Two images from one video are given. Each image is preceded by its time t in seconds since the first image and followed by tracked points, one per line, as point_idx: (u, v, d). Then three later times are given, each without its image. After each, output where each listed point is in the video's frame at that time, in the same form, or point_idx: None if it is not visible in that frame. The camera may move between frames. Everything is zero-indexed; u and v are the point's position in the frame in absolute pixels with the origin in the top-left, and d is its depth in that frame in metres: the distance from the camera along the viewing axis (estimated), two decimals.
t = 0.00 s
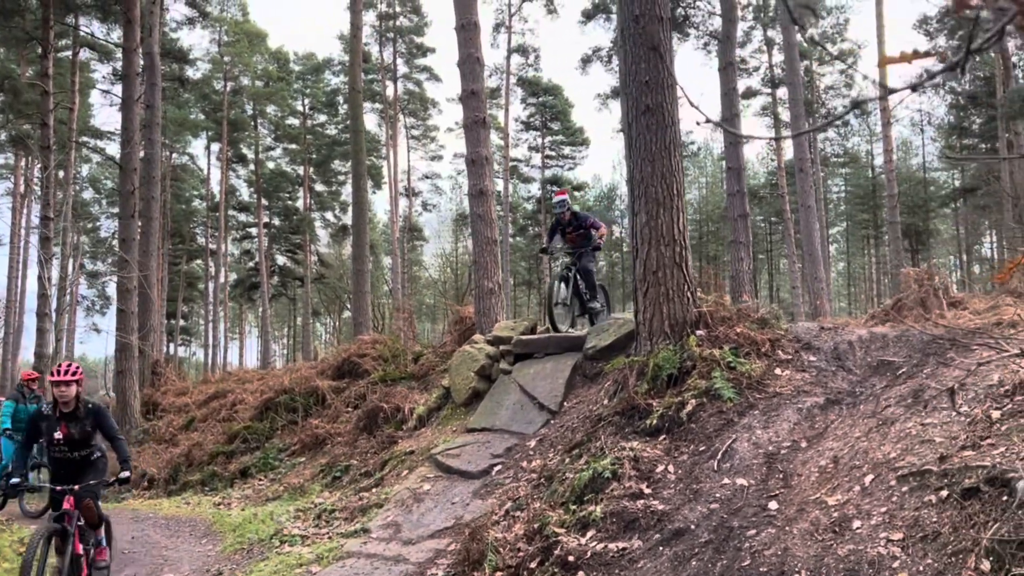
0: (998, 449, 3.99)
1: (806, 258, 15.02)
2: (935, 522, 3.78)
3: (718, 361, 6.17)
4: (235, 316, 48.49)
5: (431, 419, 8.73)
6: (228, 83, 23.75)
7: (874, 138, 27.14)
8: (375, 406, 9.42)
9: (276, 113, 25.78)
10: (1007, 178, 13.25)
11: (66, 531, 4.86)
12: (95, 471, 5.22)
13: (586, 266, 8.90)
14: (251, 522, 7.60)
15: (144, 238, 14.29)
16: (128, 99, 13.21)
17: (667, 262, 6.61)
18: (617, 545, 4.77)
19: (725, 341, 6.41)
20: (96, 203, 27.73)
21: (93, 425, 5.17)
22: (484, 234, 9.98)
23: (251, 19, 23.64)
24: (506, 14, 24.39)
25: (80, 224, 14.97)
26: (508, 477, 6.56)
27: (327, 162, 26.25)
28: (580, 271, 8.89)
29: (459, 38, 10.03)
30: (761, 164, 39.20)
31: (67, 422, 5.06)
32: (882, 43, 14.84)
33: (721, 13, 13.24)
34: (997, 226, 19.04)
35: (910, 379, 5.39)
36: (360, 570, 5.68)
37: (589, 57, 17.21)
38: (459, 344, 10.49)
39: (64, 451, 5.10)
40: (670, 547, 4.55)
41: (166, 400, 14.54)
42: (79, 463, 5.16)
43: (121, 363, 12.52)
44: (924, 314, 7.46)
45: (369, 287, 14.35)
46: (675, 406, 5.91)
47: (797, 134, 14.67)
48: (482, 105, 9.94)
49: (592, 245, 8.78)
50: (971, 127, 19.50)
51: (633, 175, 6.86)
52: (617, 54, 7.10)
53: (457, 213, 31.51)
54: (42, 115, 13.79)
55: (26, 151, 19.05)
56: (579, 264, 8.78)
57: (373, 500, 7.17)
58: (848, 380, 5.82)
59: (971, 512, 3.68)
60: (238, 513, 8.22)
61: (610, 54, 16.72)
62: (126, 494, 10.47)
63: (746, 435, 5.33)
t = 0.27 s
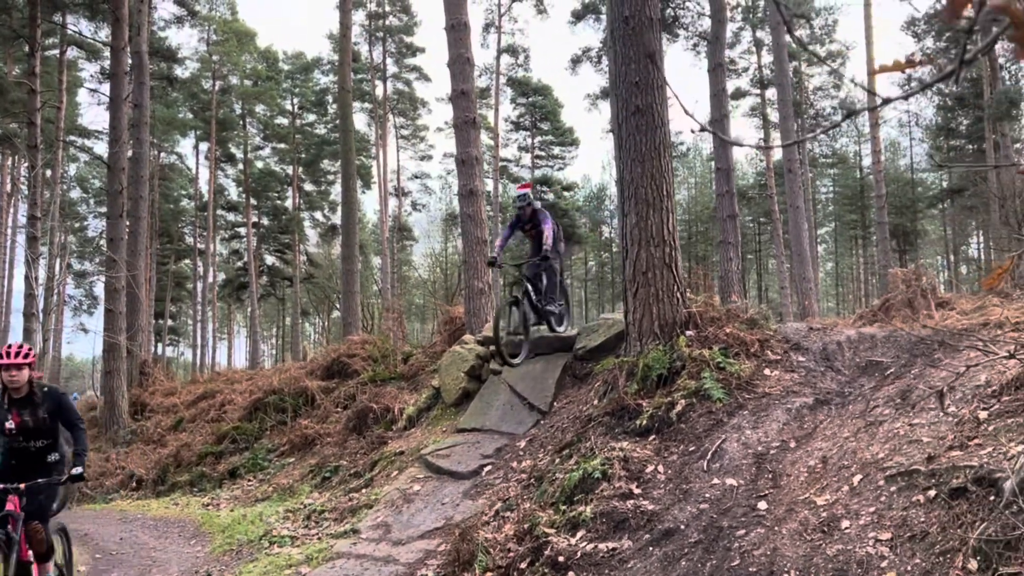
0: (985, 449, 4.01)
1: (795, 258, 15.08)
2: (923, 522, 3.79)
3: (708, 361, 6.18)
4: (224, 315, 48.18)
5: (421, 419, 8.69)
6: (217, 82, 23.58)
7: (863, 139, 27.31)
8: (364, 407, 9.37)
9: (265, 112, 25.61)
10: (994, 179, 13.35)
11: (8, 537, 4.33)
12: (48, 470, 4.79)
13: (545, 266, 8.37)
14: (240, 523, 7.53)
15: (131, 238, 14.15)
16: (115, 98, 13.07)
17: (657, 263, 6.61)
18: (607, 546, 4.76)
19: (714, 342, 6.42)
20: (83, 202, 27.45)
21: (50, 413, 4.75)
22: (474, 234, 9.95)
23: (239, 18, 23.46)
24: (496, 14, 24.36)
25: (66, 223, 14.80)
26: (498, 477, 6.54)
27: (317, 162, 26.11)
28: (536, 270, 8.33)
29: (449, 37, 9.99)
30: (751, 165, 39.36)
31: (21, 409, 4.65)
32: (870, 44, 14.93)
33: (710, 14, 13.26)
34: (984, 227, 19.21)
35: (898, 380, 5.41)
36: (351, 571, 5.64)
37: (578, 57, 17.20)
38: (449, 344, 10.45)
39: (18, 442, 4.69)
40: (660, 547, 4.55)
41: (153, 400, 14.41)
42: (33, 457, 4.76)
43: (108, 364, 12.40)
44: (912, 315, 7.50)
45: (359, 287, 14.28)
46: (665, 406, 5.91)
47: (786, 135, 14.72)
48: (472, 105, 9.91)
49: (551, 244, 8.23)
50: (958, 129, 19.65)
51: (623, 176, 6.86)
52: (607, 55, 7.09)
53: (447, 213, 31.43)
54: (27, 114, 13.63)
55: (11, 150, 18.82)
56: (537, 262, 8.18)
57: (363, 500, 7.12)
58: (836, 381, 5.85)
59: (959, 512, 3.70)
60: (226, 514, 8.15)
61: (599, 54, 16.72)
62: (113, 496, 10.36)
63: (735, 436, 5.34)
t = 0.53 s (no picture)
0: (982, 448, 4.02)
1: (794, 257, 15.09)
2: (919, 520, 3.80)
3: (706, 359, 6.19)
4: (223, 312, 48.21)
5: (420, 416, 8.71)
6: (217, 79, 23.57)
7: (863, 137, 27.29)
8: (363, 404, 9.39)
9: (265, 109, 25.61)
10: (993, 179, 13.36)
11: None
12: None
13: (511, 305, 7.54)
14: (239, 519, 7.56)
15: (132, 235, 14.16)
16: (116, 95, 13.08)
17: (656, 261, 6.61)
18: (605, 543, 4.78)
19: (713, 340, 6.43)
20: (84, 198, 27.46)
21: None
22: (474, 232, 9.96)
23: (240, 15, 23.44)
24: (497, 12, 24.36)
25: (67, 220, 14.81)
26: (496, 475, 6.56)
27: (317, 159, 26.12)
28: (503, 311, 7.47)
29: (449, 35, 9.99)
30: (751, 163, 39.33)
31: None
32: (870, 43, 14.91)
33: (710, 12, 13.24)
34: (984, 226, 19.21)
35: (895, 378, 5.42)
36: (349, 567, 5.66)
37: (579, 55, 17.17)
38: (448, 341, 10.46)
39: None
40: (657, 544, 4.56)
41: (153, 397, 14.43)
42: None
43: (108, 360, 12.42)
44: (911, 314, 7.51)
45: (358, 284, 14.29)
46: (663, 404, 5.92)
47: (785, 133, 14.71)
48: (472, 102, 9.91)
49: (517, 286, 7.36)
50: (958, 127, 19.64)
51: (622, 174, 6.86)
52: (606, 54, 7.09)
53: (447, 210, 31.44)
54: (28, 110, 13.63)
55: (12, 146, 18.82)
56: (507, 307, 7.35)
57: (361, 497, 7.14)
58: (834, 379, 5.86)
59: (955, 510, 3.71)
60: (226, 511, 8.17)
61: (599, 52, 16.71)
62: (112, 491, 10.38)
63: (733, 433, 5.35)
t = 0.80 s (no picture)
0: (991, 445, 4.02)
1: (804, 253, 15.02)
2: (927, 517, 3.81)
3: (714, 355, 6.21)
4: (234, 306, 48.49)
5: (428, 411, 8.77)
6: (229, 74, 23.68)
7: (875, 134, 27.09)
8: (372, 398, 9.46)
9: (276, 104, 25.70)
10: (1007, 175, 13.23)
11: None
12: None
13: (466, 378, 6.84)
14: (249, 511, 7.65)
15: (143, 228, 14.27)
16: (128, 89, 13.17)
17: (665, 257, 6.62)
18: (612, 537, 4.81)
19: (721, 336, 6.44)
20: (96, 192, 27.67)
21: None
22: (483, 227, 9.99)
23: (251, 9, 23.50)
24: (507, 7, 24.33)
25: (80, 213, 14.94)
26: (504, 469, 6.60)
27: (327, 154, 26.21)
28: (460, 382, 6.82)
29: (459, 30, 10.00)
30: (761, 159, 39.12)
31: None
32: (882, 38, 14.80)
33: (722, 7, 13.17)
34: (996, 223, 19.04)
35: (904, 375, 5.41)
36: (358, 559, 5.72)
37: (589, 50, 17.13)
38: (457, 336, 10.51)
39: None
40: (664, 539, 4.59)
41: (164, 389, 14.57)
42: None
43: (120, 353, 12.55)
44: (921, 311, 7.48)
45: (368, 278, 14.35)
46: (671, 399, 5.94)
47: (796, 129, 14.63)
48: (482, 98, 9.92)
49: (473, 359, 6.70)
50: (971, 124, 19.47)
51: (631, 170, 6.86)
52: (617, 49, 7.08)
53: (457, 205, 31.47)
54: (41, 104, 13.73)
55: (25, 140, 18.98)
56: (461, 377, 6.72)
57: (370, 490, 7.21)
58: (843, 376, 5.86)
59: (963, 507, 3.71)
60: (236, 503, 8.26)
61: (610, 47, 16.67)
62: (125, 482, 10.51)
63: (741, 429, 5.36)
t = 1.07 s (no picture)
0: (1009, 442, 3.99)
1: (821, 249, 14.90)
2: (943, 513, 3.80)
3: (730, 350, 6.20)
4: (250, 297, 48.92)
5: (443, 403, 8.83)
6: (246, 65, 23.81)
7: (894, 128, 26.74)
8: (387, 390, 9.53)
9: (292, 96, 25.82)
10: None
11: None
12: None
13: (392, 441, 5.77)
14: (266, 501, 7.74)
15: (161, 219, 14.42)
16: (146, 81, 13.29)
17: (681, 251, 6.61)
18: (626, 531, 4.83)
19: (737, 331, 6.43)
20: (115, 183, 27.97)
21: None
22: (499, 221, 10.02)
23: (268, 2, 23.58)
24: None
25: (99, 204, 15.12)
26: (519, 462, 6.64)
27: (343, 146, 26.30)
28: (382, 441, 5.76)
29: (476, 23, 9.99)
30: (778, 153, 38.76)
31: None
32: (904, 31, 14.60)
33: None
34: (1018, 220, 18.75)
35: (922, 372, 5.38)
36: (372, 549, 5.76)
37: (606, 43, 17.04)
38: (472, 329, 10.55)
39: None
40: (678, 533, 4.61)
41: (182, 379, 14.77)
42: None
43: (138, 342, 12.72)
44: (939, 308, 7.42)
45: (383, 271, 14.43)
46: (686, 394, 5.95)
47: (815, 123, 14.48)
48: (498, 91, 9.92)
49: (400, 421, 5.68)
50: (993, 118, 19.16)
51: (648, 164, 6.85)
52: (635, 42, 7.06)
53: (471, 199, 31.50)
54: (61, 95, 13.89)
55: (46, 131, 19.22)
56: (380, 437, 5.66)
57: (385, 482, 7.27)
58: (859, 372, 5.83)
59: (979, 504, 3.69)
60: (253, 492, 8.37)
61: (627, 41, 16.58)
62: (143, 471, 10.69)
63: (756, 425, 5.36)
